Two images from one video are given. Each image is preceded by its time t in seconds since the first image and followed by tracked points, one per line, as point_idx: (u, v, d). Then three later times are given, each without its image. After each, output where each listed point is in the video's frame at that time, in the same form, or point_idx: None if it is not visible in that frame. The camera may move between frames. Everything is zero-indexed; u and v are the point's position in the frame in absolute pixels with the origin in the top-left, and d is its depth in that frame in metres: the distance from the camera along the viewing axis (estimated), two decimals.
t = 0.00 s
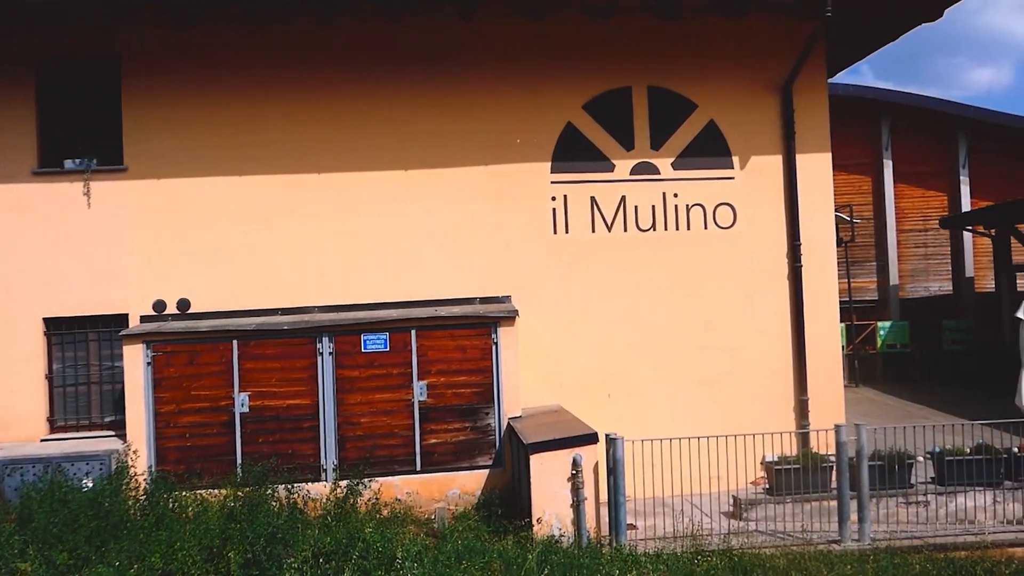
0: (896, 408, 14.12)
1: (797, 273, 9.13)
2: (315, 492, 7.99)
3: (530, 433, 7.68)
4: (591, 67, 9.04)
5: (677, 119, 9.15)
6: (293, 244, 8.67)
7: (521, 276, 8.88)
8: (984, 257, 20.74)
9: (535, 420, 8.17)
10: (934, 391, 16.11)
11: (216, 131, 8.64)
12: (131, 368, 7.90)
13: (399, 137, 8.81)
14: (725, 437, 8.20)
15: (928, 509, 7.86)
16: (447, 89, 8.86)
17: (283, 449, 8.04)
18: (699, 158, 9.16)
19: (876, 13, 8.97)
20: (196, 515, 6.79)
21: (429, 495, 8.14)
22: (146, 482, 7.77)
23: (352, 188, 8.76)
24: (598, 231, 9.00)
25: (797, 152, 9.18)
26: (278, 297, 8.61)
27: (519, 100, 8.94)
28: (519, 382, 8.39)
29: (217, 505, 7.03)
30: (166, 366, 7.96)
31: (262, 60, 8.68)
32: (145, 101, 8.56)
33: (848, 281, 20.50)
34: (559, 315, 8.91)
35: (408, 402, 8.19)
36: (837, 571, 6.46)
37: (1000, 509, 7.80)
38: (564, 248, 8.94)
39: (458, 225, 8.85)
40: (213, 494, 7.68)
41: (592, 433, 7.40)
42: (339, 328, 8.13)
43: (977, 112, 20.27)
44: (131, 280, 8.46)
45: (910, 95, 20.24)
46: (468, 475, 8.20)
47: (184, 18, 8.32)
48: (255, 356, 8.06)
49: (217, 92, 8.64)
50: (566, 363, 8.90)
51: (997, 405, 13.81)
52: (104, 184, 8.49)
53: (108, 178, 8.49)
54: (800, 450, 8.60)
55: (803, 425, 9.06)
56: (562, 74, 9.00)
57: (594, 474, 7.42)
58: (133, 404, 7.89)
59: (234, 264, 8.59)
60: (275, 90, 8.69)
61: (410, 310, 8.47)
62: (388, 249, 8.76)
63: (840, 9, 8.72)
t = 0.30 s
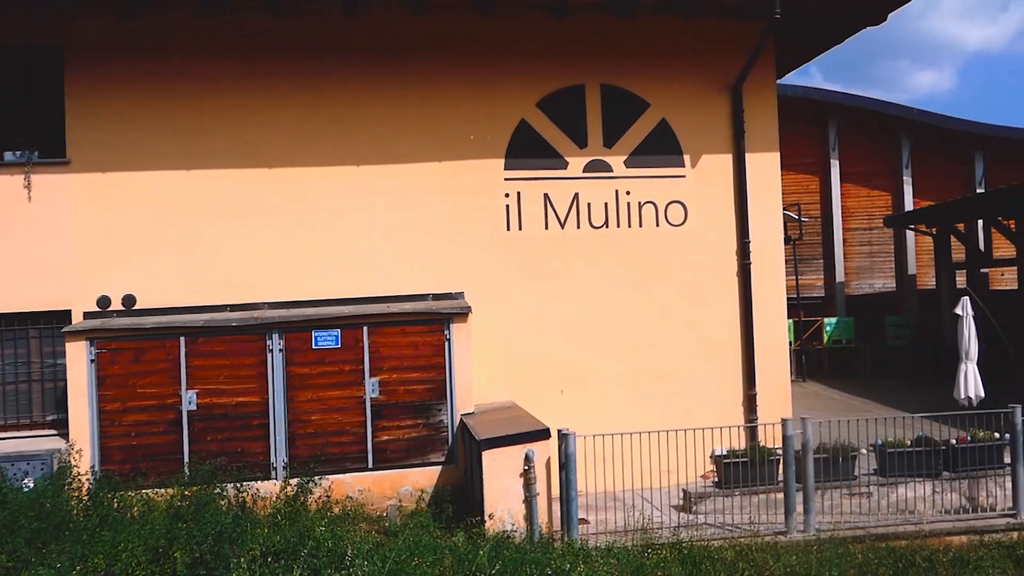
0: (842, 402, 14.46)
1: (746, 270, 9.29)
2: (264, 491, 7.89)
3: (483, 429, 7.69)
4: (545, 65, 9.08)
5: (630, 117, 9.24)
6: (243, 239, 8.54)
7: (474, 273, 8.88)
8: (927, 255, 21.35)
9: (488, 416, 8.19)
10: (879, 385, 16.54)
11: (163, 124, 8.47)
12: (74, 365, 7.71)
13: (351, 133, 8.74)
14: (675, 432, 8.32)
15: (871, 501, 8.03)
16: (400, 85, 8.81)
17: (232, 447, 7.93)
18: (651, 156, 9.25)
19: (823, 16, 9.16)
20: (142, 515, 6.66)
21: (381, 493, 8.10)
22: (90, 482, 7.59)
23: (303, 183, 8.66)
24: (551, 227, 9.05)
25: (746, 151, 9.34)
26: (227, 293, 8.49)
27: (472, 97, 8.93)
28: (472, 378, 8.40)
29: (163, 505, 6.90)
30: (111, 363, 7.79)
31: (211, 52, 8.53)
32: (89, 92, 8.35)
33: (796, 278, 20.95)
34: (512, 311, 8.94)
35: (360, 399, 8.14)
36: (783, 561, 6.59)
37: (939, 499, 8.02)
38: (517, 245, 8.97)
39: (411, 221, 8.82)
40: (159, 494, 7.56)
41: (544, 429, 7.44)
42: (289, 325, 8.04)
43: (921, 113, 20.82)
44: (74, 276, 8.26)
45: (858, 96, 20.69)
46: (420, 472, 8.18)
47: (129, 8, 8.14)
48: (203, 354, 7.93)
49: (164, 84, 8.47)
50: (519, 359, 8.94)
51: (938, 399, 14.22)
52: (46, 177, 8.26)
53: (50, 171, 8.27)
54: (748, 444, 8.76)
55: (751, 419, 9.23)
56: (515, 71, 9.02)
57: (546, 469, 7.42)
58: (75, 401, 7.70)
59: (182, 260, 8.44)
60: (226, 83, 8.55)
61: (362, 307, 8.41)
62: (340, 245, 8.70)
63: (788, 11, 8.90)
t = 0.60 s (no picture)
0: (788, 398, 14.79)
1: (696, 268, 9.42)
2: (211, 490, 7.77)
3: (433, 426, 7.68)
4: (497, 63, 9.09)
5: (581, 115, 9.30)
6: (189, 234, 8.40)
7: (426, 269, 8.86)
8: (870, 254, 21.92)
9: (439, 413, 8.18)
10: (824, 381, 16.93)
11: (106, 117, 8.27)
12: (13, 363, 7.50)
13: (301, 128, 8.65)
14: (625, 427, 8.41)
15: (815, 493, 8.23)
16: (351, 81, 8.74)
17: (178, 446, 7.78)
18: (602, 155, 9.33)
19: (770, 19, 9.34)
20: (84, 516, 6.51)
21: (331, 491, 8.03)
22: (29, 483, 7.38)
23: (252, 178, 8.54)
24: (503, 224, 9.06)
25: (696, 150, 9.47)
26: (173, 290, 8.34)
27: (424, 93, 8.90)
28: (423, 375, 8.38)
29: (106, 505, 6.75)
30: (51, 361, 7.59)
31: (156, 43, 8.35)
32: (27, 82, 8.11)
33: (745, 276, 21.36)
34: (464, 307, 8.94)
35: (309, 397, 8.05)
36: (729, 553, 6.72)
37: (880, 490, 8.25)
38: (469, 241, 8.97)
39: (362, 217, 8.76)
40: (102, 495, 7.39)
41: (495, 426, 7.46)
42: (237, 322, 7.93)
43: (865, 116, 21.36)
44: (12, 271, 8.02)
45: (805, 98, 21.14)
46: (371, 470, 8.13)
47: None
48: (148, 351, 7.77)
49: (107, 76, 8.27)
50: (471, 356, 8.94)
51: (880, 394, 14.63)
52: None
53: None
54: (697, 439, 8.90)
55: (700, 414, 9.36)
56: (467, 67, 9.01)
57: (497, 466, 7.45)
58: (14, 400, 7.48)
59: (126, 255, 8.26)
60: (172, 76, 8.38)
61: (312, 303, 8.33)
62: (289, 241, 8.60)
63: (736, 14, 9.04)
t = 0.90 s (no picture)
0: (734, 394, 15.07)
1: (645, 266, 9.53)
2: (155, 491, 7.62)
3: (383, 424, 7.64)
4: (449, 60, 9.08)
5: (533, 113, 9.33)
6: (132, 230, 8.22)
7: (376, 267, 8.81)
8: (814, 253, 22.45)
9: (389, 411, 8.15)
10: (770, 377, 17.29)
11: (44, 108, 8.04)
12: None
13: (249, 122, 8.52)
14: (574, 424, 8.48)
15: (760, 486, 8.39)
16: (301, 75, 8.64)
17: (120, 446, 7.61)
18: (553, 153, 9.38)
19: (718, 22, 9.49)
20: (20, 519, 6.33)
21: (279, 490, 7.94)
22: None
23: (198, 173, 8.40)
24: (454, 221, 9.06)
25: (645, 150, 9.58)
26: (115, 286, 8.18)
27: (375, 89, 8.84)
28: (373, 373, 8.33)
29: (44, 508, 6.57)
30: None
31: (98, 33, 8.13)
32: None
33: (695, 274, 21.73)
34: (415, 305, 8.91)
35: (256, 395, 7.94)
36: (675, 547, 6.82)
37: (822, 483, 8.48)
38: (420, 239, 8.95)
39: (311, 214, 8.67)
40: (40, 497, 7.18)
41: (445, 423, 7.45)
42: (182, 320, 7.78)
43: (811, 118, 21.85)
44: None
45: (753, 100, 21.53)
46: (320, 468, 8.06)
47: None
48: (88, 349, 7.57)
49: (46, 66, 8.03)
50: (421, 353, 8.92)
51: (823, 390, 15.00)
52: None
53: None
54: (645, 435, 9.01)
55: (649, 411, 9.48)
56: (418, 64, 8.98)
57: (447, 463, 7.45)
58: None
59: (65, 251, 8.06)
60: (114, 67, 8.18)
61: (260, 300, 8.21)
62: (236, 237, 8.48)
63: (686, 16, 9.17)
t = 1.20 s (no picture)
0: (682, 391, 15.26)
1: (593, 265, 9.62)
2: (93, 494, 7.43)
3: (329, 423, 7.58)
4: (397, 58, 9.04)
5: (482, 112, 9.35)
6: (69, 226, 7.98)
7: (323, 265, 8.73)
8: (758, 252, 22.93)
9: (335, 411, 8.08)
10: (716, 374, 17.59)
11: None
12: None
13: (192, 117, 8.36)
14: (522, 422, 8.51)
15: (704, 482, 8.53)
16: (246, 70, 8.50)
17: (56, 448, 7.40)
18: (502, 152, 9.40)
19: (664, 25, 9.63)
20: None
21: (222, 492, 7.82)
22: None
23: (139, 168, 8.20)
24: (402, 219, 9.03)
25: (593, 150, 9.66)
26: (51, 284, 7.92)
27: (322, 85, 8.76)
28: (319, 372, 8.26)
29: None
30: None
31: (33, 22, 7.86)
32: None
33: (642, 273, 21.99)
34: (361, 304, 8.86)
35: (199, 395, 7.79)
36: (621, 542, 6.90)
37: (764, 477, 8.68)
38: (367, 237, 8.89)
39: (256, 211, 8.55)
40: None
41: (392, 422, 7.41)
42: (122, 318, 7.59)
43: (755, 120, 22.29)
44: None
45: (699, 102, 21.86)
46: (265, 469, 7.96)
47: None
48: (22, 349, 7.33)
49: None
50: (368, 352, 8.86)
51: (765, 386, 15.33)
52: None
53: None
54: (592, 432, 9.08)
55: (596, 408, 9.58)
56: (366, 60, 8.92)
57: (393, 463, 7.40)
58: None
59: None
60: (50, 58, 7.92)
61: (203, 299, 8.06)
62: (179, 234, 8.31)
63: (632, 18, 9.28)
